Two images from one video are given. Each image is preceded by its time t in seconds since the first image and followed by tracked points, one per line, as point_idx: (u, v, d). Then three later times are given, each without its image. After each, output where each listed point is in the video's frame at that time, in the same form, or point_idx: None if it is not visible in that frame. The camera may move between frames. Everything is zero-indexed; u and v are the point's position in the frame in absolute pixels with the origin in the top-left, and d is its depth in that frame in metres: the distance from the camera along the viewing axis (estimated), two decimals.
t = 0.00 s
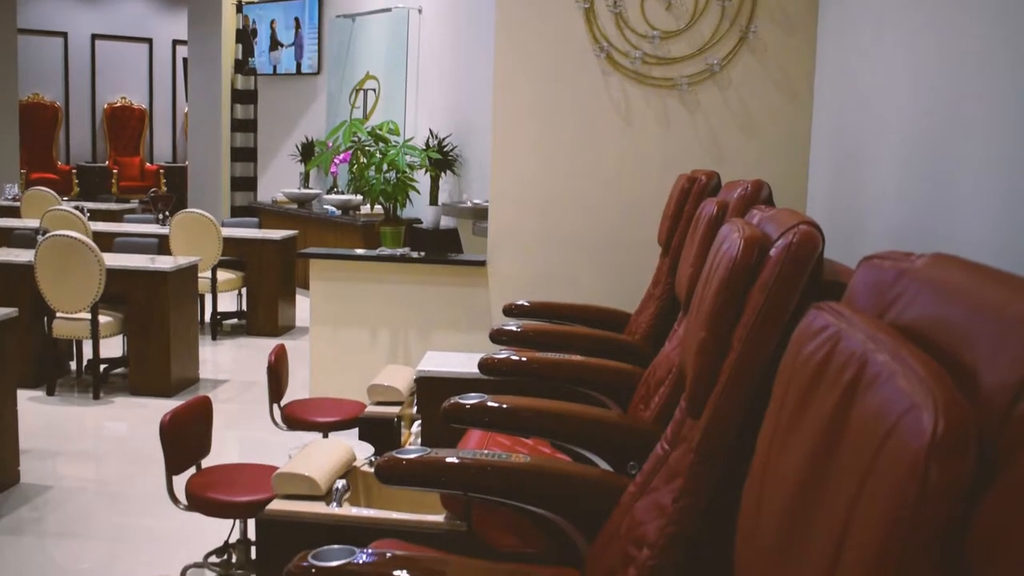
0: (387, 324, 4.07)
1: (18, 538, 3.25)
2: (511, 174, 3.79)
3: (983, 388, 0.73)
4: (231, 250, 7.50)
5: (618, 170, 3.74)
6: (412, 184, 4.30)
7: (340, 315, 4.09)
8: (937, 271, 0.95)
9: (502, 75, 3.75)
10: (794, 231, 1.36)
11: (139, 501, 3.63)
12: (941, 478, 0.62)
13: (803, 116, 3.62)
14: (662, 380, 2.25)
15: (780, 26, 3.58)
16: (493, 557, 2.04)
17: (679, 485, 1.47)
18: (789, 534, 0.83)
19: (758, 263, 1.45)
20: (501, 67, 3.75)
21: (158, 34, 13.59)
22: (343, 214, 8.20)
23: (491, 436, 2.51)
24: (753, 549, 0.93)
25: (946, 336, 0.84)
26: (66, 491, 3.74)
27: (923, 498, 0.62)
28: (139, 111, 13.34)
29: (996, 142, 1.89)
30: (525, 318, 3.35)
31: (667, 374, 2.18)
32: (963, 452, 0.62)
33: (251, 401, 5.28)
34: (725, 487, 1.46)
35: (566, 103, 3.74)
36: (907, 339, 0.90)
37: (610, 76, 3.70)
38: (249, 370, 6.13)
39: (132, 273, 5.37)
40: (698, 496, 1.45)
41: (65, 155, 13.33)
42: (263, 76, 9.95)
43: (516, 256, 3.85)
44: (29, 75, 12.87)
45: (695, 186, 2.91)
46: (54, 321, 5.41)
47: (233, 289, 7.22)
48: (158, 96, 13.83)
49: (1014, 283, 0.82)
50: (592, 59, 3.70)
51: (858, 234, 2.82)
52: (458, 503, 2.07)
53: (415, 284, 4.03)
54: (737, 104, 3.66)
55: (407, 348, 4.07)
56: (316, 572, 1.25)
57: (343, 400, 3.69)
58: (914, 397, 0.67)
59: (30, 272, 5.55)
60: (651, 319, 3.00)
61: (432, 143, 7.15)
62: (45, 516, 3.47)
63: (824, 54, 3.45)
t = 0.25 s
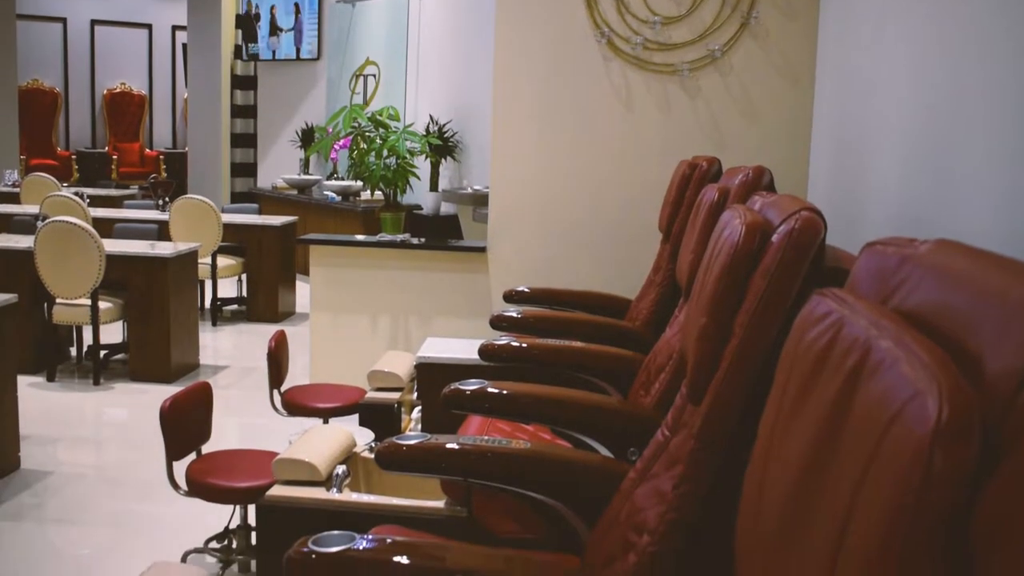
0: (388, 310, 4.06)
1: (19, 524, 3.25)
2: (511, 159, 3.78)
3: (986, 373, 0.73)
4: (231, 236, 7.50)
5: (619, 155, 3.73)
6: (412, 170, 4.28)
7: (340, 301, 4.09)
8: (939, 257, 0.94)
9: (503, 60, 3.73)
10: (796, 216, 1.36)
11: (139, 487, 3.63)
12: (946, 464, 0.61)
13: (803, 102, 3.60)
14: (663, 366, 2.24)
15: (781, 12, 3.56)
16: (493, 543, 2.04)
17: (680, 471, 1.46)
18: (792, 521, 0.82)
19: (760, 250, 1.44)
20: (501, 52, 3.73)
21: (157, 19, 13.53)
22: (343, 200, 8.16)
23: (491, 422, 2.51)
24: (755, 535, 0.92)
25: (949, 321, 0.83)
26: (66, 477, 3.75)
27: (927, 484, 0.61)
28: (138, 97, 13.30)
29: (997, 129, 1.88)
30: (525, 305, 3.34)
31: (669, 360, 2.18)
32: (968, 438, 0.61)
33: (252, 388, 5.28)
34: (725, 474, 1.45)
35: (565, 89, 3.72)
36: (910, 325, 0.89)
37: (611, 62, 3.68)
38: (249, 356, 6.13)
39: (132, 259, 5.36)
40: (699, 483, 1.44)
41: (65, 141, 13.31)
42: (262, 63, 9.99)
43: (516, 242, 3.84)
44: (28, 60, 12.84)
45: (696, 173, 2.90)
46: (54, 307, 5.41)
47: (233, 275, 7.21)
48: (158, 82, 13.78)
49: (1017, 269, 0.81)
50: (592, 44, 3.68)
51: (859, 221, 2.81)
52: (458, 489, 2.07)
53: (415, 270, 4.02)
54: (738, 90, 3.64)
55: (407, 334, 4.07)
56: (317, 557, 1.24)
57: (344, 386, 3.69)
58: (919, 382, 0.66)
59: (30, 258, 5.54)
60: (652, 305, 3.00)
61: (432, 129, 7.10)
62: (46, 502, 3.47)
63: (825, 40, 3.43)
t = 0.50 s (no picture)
0: (388, 296, 4.06)
1: (19, 510, 3.26)
2: (512, 145, 3.77)
3: (990, 358, 0.72)
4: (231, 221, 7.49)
5: (619, 141, 3.71)
6: (413, 155, 4.26)
7: (340, 287, 4.08)
8: (941, 242, 0.92)
9: (503, 45, 3.71)
10: (798, 202, 1.35)
11: (140, 473, 3.64)
12: (950, 451, 0.60)
13: (805, 88, 3.59)
14: (663, 352, 2.24)
15: None
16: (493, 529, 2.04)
17: (681, 458, 1.46)
18: (794, 507, 0.82)
19: (761, 236, 1.43)
20: (501, 37, 3.71)
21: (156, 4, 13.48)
22: (343, 187, 8.15)
23: (492, 408, 2.51)
24: (756, 522, 0.92)
25: (950, 306, 0.82)
26: (67, 462, 3.75)
27: (930, 471, 0.61)
28: (138, 83, 13.27)
29: (997, 116, 1.86)
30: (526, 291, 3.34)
31: (670, 347, 2.17)
32: (972, 425, 0.60)
33: (252, 373, 5.29)
34: (725, 461, 1.45)
35: (565, 75, 3.70)
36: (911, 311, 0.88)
37: (612, 48, 3.66)
38: (249, 342, 6.13)
39: (132, 245, 5.35)
40: (699, 469, 1.44)
41: (65, 126, 13.29)
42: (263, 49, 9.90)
43: (517, 229, 3.83)
44: (28, 45, 12.81)
45: (697, 159, 2.88)
46: (54, 293, 5.41)
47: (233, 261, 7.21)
48: (158, 67, 13.75)
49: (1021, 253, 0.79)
50: (593, 30, 3.66)
51: (859, 207, 2.79)
52: (458, 475, 2.07)
53: (415, 256, 4.02)
54: (738, 76, 3.62)
55: (408, 320, 4.07)
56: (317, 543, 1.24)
57: (344, 371, 3.70)
58: (921, 369, 0.66)
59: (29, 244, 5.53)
60: (653, 291, 2.99)
61: (433, 115, 7.04)
62: (46, 488, 3.47)
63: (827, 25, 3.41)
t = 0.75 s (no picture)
0: (388, 283, 4.06)
1: (20, 495, 3.27)
2: (512, 132, 3.75)
3: (992, 343, 0.71)
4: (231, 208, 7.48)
5: (620, 127, 3.70)
6: (413, 141, 4.25)
7: (340, 273, 4.08)
8: (942, 226, 0.91)
9: (503, 31, 3.69)
10: (799, 189, 1.34)
11: (140, 459, 3.65)
12: (951, 440, 0.59)
13: (806, 73, 3.57)
14: (664, 339, 2.23)
15: None
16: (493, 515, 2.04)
17: (681, 444, 1.45)
18: (796, 498, 0.81)
19: (762, 223, 1.43)
20: (502, 23, 3.69)
21: None
22: (343, 173, 8.14)
23: (492, 395, 2.51)
24: (757, 512, 0.91)
25: (951, 291, 0.82)
26: (68, 448, 3.76)
27: (933, 460, 0.60)
28: (138, 69, 13.24)
29: (1000, 104, 1.84)
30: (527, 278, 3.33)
31: (671, 333, 2.17)
32: (975, 412, 0.59)
33: (252, 359, 5.29)
34: (727, 447, 1.44)
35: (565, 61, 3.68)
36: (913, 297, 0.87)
37: (613, 33, 3.64)
38: (249, 329, 6.13)
39: (132, 230, 5.35)
40: (699, 455, 1.43)
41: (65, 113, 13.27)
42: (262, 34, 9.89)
43: (517, 215, 3.82)
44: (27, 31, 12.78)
45: (697, 145, 2.87)
46: (54, 279, 5.40)
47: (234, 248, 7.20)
48: (158, 53, 13.71)
49: None
50: (594, 16, 3.64)
51: (861, 194, 2.77)
52: (459, 462, 2.07)
53: (415, 243, 4.01)
54: (740, 62, 3.60)
55: (408, 306, 4.07)
56: (317, 529, 1.24)
57: (345, 358, 3.69)
58: (924, 356, 0.65)
59: (29, 230, 5.52)
60: (654, 277, 2.98)
61: (433, 101, 7.02)
62: (47, 474, 3.48)
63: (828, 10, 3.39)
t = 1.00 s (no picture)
0: (388, 271, 4.06)
1: (21, 484, 3.27)
2: (513, 120, 3.74)
3: (994, 331, 0.70)
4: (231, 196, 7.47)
5: (621, 115, 3.68)
6: (413, 130, 4.24)
7: (341, 262, 4.08)
8: (944, 215, 0.90)
9: (503, 18, 3.68)
10: (800, 178, 1.34)
11: (141, 447, 3.65)
12: (954, 429, 0.59)
13: (807, 61, 3.55)
14: (665, 328, 2.23)
15: None
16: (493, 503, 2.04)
17: (682, 434, 1.45)
18: (797, 487, 0.81)
19: (763, 212, 1.42)
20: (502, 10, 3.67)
21: None
22: (343, 161, 8.12)
23: (492, 383, 2.51)
24: (758, 500, 0.91)
25: (952, 280, 0.81)
26: (68, 436, 3.76)
27: (935, 450, 0.60)
28: (138, 57, 13.19)
29: (999, 95, 1.82)
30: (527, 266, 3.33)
31: (672, 322, 2.16)
32: (978, 401, 0.59)
33: (252, 348, 5.29)
34: (727, 436, 1.44)
35: (566, 48, 3.67)
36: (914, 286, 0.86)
37: (614, 22, 3.63)
38: (250, 317, 6.13)
39: (132, 219, 5.34)
40: (699, 444, 1.43)
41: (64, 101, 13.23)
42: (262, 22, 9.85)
43: (518, 204, 3.81)
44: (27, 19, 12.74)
45: (698, 134, 2.86)
46: (54, 267, 5.40)
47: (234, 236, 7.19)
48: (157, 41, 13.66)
49: None
50: (594, 3, 3.62)
51: (861, 184, 2.76)
52: (460, 450, 2.07)
53: (416, 231, 4.01)
54: (741, 50, 3.58)
55: (408, 294, 4.06)
56: (318, 518, 1.24)
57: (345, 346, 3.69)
58: (927, 345, 0.64)
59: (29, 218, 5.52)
60: (655, 265, 2.98)
61: (433, 89, 6.98)
62: (48, 462, 3.48)
63: None
